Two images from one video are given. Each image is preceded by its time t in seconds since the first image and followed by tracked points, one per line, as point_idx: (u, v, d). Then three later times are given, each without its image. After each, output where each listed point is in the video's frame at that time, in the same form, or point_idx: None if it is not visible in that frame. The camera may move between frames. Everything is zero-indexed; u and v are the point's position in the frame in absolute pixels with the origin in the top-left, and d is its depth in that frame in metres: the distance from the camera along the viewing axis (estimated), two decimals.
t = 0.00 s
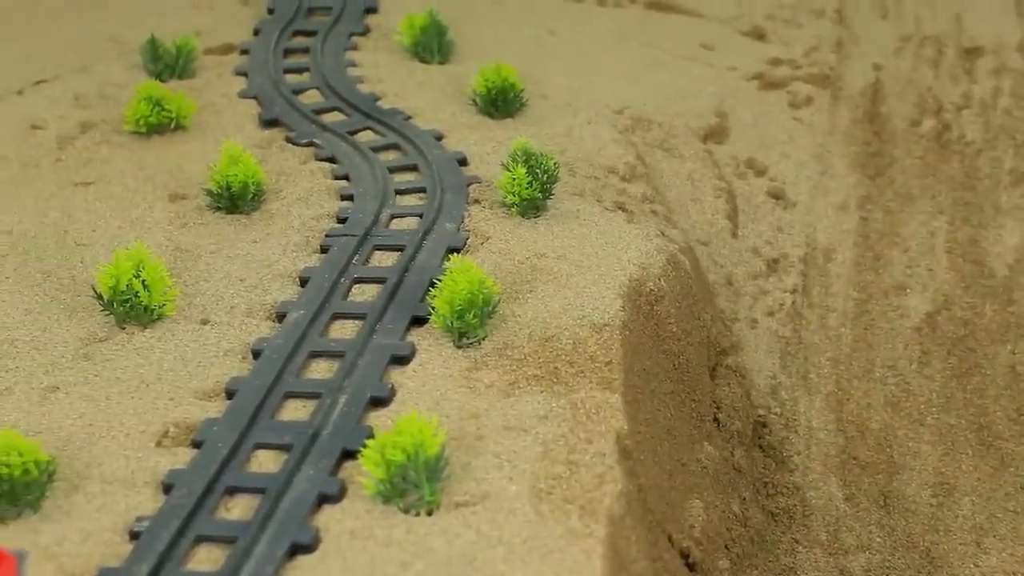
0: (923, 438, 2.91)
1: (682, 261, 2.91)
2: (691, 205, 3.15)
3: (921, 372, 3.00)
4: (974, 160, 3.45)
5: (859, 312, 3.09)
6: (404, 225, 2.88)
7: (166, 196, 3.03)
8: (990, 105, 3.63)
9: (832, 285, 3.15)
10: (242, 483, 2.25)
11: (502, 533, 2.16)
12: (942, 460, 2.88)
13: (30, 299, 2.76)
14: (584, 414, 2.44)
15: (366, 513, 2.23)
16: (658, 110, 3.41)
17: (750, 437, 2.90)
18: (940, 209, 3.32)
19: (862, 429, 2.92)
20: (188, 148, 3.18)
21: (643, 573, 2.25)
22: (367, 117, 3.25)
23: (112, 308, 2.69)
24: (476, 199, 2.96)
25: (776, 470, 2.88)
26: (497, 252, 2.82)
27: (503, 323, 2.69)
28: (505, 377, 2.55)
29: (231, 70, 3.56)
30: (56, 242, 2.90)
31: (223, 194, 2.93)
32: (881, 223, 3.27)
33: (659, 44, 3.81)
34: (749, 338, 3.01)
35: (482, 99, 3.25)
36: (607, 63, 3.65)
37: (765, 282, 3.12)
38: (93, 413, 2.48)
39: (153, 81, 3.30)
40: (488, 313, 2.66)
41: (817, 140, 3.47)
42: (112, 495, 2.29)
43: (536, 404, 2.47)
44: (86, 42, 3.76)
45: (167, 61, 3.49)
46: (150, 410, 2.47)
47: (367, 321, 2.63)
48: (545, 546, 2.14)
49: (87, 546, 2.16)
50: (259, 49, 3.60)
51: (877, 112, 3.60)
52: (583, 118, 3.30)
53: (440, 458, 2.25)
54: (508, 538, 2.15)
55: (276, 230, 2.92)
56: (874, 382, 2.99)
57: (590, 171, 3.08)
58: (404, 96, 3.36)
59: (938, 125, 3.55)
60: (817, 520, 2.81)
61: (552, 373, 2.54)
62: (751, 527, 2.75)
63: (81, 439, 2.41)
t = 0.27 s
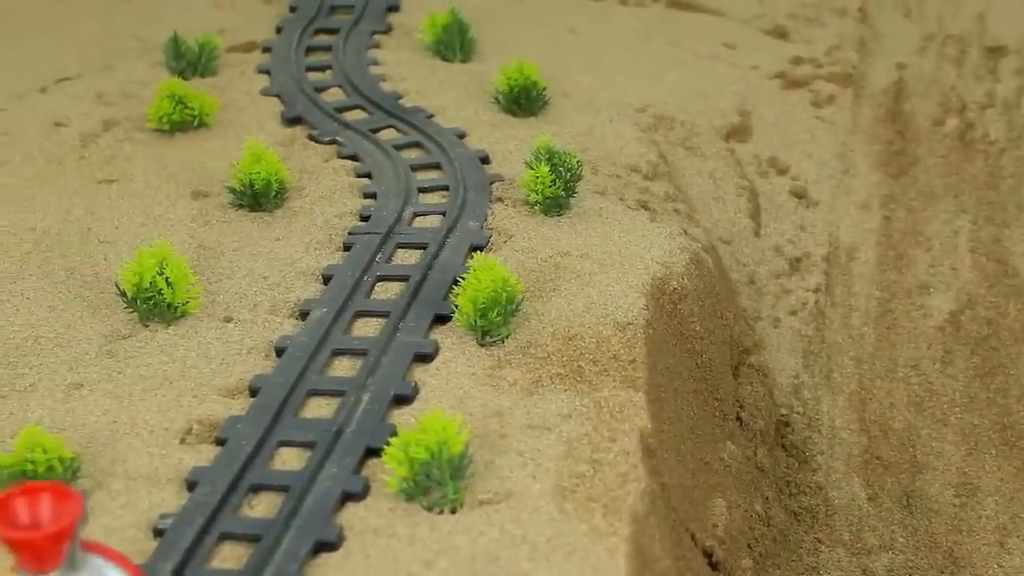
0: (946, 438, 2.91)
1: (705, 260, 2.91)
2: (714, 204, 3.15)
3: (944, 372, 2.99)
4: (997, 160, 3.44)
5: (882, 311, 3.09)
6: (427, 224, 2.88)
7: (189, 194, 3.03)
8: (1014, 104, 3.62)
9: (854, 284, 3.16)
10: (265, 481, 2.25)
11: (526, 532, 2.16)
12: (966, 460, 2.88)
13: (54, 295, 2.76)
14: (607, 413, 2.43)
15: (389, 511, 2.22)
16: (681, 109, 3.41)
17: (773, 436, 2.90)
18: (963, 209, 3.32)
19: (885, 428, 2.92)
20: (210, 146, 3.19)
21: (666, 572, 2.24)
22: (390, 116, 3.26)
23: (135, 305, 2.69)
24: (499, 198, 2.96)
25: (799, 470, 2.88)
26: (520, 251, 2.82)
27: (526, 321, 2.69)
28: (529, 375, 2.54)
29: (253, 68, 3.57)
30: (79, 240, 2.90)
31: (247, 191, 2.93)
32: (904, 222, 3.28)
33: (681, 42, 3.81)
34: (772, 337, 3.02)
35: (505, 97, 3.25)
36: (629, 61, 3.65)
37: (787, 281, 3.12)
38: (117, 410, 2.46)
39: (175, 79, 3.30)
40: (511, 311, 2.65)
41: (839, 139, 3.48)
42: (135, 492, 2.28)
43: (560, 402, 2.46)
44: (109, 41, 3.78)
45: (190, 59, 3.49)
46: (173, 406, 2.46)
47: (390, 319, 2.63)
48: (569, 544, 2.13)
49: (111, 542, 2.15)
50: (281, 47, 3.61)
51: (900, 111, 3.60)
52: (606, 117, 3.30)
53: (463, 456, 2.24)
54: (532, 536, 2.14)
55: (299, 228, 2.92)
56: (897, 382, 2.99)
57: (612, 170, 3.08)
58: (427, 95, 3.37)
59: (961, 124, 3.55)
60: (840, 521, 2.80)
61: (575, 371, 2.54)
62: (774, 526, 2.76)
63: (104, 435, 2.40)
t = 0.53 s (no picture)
0: (967, 440, 2.91)
1: (726, 261, 2.90)
2: (734, 205, 3.15)
3: (965, 374, 3.00)
4: (1018, 162, 3.44)
5: (903, 312, 3.10)
6: (447, 224, 2.88)
7: (209, 194, 3.03)
8: None
9: (875, 286, 3.15)
10: (287, 482, 2.24)
11: (547, 533, 2.15)
12: (987, 462, 2.88)
13: (76, 295, 2.76)
14: (629, 414, 2.43)
15: (411, 512, 2.22)
16: (701, 109, 3.41)
17: (793, 437, 2.89)
18: (984, 210, 3.32)
19: (905, 430, 2.92)
20: (231, 146, 3.19)
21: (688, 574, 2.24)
22: (410, 116, 3.26)
23: (156, 305, 2.68)
24: (519, 199, 2.96)
25: (819, 471, 2.87)
26: (541, 252, 2.82)
27: (547, 322, 2.68)
28: (550, 376, 2.54)
29: (273, 69, 3.58)
30: (100, 240, 2.90)
31: (267, 192, 2.94)
32: (925, 224, 3.28)
33: (701, 43, 3.81)
34: (792, 339, 3.01)
35: (525, 98, 3.25)
36: (650, 62, 3.65)
37: (808, 282, 3.12)
38: (139, 410, 2.45)
39: (195, 80, 3.31)
40: (533, 312, 2.65)
41: (860, 140, 3.47)
42: (157, 492, 2.27)
43: (581, 403, 2.46)
44: (129, 41, 3.79)
45: (209, 60, 3.50)
46: (194, 407, 2.45)
47: (411, 320, 2.63)
48: (591, 546, 2.12)
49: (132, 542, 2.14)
50: (300, 48, 3.62)
51: (921, 111, 3.60)
52: (626, 117, 3.30)
53: (485, 457, 2.24)
54: (554, 537, 2.14)
55: (320, 229, 2.92)
56: (918, 383, 2.99)
57: (632, 171, 3.08)
58: (447, 95, 3.37)
59: (982, 125, 3.54)
60: (860, 522, 2.80)
61: (597, 372, 2.54)
62: (794, 529, 2.74)
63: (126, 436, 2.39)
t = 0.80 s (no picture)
0: (983, 440, 2.91)
1: (742, 261, 2.91)
2: (750, 205, 3.15)
3: (982, 374, 2.99)
4: None
5: (919, 313, 3.09)
6: (463, 223, 2.89)
7: (225, 193, 3.03)
8: None
9: (891, 286, 3.15)
10: (304, 480, 2.25)
11: (564, 532, 2.15)
12: (1003, 462, 2.88)
13: (93, 293, 2.76)
14: (645, 412, 2.43)
15: (427, 511, 2.22)
16: (717, 109, 3.41)
17: (810, 437, 2.89)
18: (1001, 210, 3.31)
19: (922, 430, 2.92)
20: (246, 145, 3.20)
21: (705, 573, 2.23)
22: (426, 116, 3.27)
23: (172, 304, 2.68)
24: (535, 198, 2.96)
25: (835, 471, 2.87)
26: (557, 251, 2.82)
27: (563, 321, 2.68)
28: (566, 375, 2.54)
29: (289, 68, 3.60)
30: (116, 239, 2.90)
31: (283, 191, 2.94)
32: (942, 223, 3.28)
33: (717, 42, 3.82)
34: (808, 338, 3.01)
35: (541, 98, 3.25)
36: (665, 61, 3.65)
37: (824, 282, 3.12)
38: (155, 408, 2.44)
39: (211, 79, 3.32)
40: (549, 310, 2.65)
41: (877, 140, 3.47)
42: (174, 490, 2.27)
43: (598, 402, 2.46)
44: (145, 42, 3.80)
45: (226, 59, 3.52)
46: (210, 405, 2.44)
47: (427, 319, 2.63)
48: (608, 545, 2.12)
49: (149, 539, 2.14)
50: (316, 48, 3.64)
51: (938, 111, 3.60)
52: (642, 117, 3.31)
53: (502, 456, 2.24)
54: (571, 536, 2.13)
55: (336, 227, 2.92)
56: (934, 383, 2.99)
57: (648, 170, 3.08)
58: (463, 95, 3.38)
59: (999, 125, 3.54)
60: (876, 522, 2.79)
61: (613, 371, 2.54)
62: (810, 528, 2.74)
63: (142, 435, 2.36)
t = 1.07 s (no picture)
0: (999, 437, 2.91)
1: (758, 257, 2.91)
2: (766, 201, 3.15)
3: (998, 371, 3.00)
4: None
5: (935, 309, 3.10)
6: (478, 219, 2.89)
7: (240, 189, 3.03)
8: None
9: (906, 281, 3.15)
10: (320, 476, 2.25)
11: (581, 528, 2.15)
12: (1020, 459, 2.88)
13: (109, 288, 2.76)
14: (662, 408, 2.43)
15: (444, 507, 2.21)
16: (732, 105, 3.41)
17: (825, 434, 2.89)
18: (1017, 206, 3.32)
19: (937, 427, 2.92)
20: (261, 142, 3.20)
21: (722, 570, 2.23)
22: (441, 112, 3.28)
23: (188, 300, 2.67)
24: (551, 194, 2.96)
25: (851, 468, 2.87)
26: (572, 247, 2.82)
27: (579, 317, 2.68)
28: (582, 371, 2.54)
29: (304, 64, 3.61)
30: (131, 236, 2.90)
31: (298, 187, 2.93)
32: (957, 219, 3.28)
33: (732, 40, 3.81)
34: (824, 335, 3.01)
35: (556, 94, 3.25)
36: (680, 58, 3.65)
37: (839, 278, 3.12)
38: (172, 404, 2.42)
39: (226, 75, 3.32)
40: (565, 307, 2.64)
41: (892, 137, 3.46)
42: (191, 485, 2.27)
43: (614, 399, 2.46)
44: (158, 39, 3.80)
45: (241, 55, 3.53)
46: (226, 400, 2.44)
47: (443, 315, 2.63)
48: (625, 541, 2.12)
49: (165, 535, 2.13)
50: (331, 46, 3.65)
51: (953, 107, 3.61)
52: (657, 114, 3.31)
53: (519, 453, 2.23)
54: (587, 533, 2.13)
55: (351, 223, 2.92)
56: (950, 380, 2.99)
57: (664, 167, 3.08)
58: (478, 91, 3.39)
59: (1015, 121, 3.54)
60: (892, 519, 2.79)
61: (629, 368, 2.53)
62: (826, 524, 2.73)
63: (157, 433, 2.33)
